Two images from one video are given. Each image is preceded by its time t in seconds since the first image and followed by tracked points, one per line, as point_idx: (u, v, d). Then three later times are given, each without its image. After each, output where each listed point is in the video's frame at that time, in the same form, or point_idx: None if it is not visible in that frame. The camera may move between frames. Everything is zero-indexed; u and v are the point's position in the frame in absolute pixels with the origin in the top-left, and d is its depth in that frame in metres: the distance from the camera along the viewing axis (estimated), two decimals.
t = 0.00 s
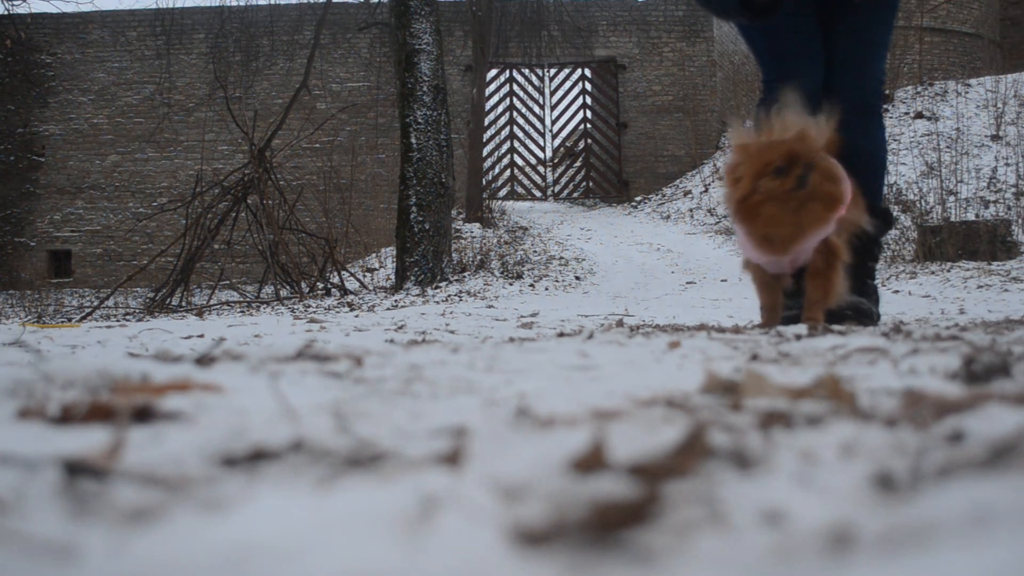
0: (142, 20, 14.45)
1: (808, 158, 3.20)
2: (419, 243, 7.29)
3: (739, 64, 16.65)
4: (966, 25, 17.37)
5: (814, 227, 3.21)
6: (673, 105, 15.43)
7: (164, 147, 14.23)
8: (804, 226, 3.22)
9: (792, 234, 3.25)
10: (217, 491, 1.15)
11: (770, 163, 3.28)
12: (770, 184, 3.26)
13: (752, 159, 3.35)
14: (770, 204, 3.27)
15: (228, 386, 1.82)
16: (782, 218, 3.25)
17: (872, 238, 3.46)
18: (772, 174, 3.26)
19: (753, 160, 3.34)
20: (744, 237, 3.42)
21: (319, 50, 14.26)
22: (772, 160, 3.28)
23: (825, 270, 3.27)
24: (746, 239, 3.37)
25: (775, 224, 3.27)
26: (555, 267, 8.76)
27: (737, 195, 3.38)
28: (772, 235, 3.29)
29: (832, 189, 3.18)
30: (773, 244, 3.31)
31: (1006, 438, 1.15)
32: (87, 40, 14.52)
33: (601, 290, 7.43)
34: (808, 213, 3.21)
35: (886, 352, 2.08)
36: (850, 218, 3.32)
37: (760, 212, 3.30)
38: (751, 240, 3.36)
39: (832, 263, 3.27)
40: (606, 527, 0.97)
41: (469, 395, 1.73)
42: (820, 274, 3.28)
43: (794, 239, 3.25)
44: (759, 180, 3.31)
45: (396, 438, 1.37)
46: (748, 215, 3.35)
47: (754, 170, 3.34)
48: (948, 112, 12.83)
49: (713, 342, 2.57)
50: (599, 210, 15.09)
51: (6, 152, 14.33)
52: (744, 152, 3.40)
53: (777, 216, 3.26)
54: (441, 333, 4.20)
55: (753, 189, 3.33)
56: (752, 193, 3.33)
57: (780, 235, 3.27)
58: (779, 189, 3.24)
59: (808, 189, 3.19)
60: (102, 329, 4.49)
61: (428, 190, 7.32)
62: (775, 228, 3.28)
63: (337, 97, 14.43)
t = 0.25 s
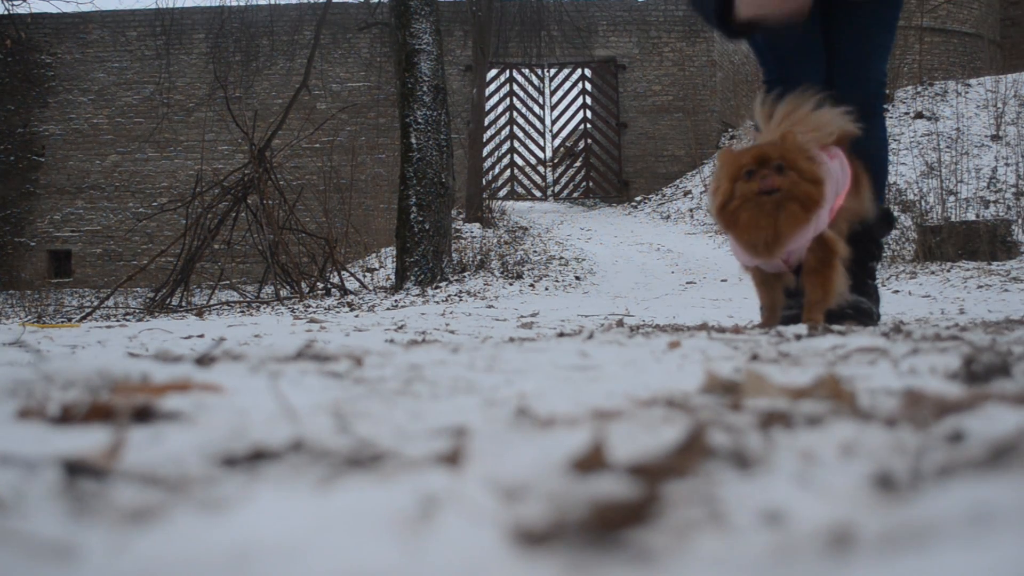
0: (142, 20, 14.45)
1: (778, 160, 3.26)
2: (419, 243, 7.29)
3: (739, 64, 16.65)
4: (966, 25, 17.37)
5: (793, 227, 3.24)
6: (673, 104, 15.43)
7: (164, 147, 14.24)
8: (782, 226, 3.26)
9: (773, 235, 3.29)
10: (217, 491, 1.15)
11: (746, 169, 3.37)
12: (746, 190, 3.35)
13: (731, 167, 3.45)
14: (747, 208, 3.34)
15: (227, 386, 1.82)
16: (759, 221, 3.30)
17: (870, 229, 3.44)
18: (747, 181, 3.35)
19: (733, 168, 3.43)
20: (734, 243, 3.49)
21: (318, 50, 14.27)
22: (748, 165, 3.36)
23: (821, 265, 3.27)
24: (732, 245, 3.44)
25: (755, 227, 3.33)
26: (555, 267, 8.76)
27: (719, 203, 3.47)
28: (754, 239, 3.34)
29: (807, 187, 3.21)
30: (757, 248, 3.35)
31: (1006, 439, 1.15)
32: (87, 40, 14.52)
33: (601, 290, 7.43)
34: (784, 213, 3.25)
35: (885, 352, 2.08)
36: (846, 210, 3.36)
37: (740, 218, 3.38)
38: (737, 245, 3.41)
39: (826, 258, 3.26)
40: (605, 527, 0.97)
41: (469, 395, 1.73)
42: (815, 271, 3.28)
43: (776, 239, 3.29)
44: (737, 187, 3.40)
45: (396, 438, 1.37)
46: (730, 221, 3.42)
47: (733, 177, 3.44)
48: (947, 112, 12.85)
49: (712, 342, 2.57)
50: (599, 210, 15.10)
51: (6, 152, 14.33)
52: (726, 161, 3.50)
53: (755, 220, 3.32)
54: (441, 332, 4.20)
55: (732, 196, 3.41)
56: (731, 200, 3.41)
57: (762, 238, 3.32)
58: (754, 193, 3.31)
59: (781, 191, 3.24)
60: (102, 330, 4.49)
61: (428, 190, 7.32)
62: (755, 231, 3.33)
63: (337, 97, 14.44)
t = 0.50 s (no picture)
0: (142, 20, 14.45)
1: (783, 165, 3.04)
2: (419, 243, 7.29)
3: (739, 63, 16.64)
4: (966, 25, 17.37)
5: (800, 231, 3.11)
6: (673, 104, 15.44)
7: (164, 147, 14.24)
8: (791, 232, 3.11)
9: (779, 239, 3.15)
10: (217, 491, 1.15)
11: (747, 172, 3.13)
12: (749, 195, 3.13)
13: (730, 167, 3.18)
14: (751, 214, 3.15)
15: (227, 386, 1.82)
16: (766, 228, 3.14)
17: (870, 231, 3.48)
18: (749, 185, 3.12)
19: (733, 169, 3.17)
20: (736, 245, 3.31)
21: (318, 50, 14.28)
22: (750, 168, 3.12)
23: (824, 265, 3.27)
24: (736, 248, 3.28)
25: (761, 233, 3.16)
26: (555, 267, 8.76)
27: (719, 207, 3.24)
28: (759, 243, 3.19)
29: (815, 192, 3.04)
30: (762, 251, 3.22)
31: (1006, 439, 1.15)
32: (87, 40, 14.53)
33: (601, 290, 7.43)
34: (792, 219, 3.10)
35: (886, 352, 2.08)
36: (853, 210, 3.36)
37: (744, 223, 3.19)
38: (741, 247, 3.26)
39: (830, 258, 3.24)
40: (606, 527, 0.97)
41: (469, 395, 1.73)
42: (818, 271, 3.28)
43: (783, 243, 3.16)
44: (738, 190, 3.16)
45: (395, 438, 1.37)
46: (732, 226, 3.23)
47: (733, 177, 3.18)
48: (947, 112, 12.86)
49: (713, 342, 2.57)
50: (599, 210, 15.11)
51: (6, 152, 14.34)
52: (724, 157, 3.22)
53: (761, 226, 3.15)
54: (441, 332, 4.20)
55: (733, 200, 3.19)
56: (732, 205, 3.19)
57: (768, 242, 3.18)
58: (758, 200, 3.11)
59: (786, 197, 3.06)
60: (102, 330, 4.49)
61: (428, 190, 7.32)
62: (761, 237, 3.17)
63: (337, 97, 14.45)
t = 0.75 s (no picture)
0: (142, 20, 14.46)
1: (812, 163, 3.20)
2: (419, 243, 7.29)
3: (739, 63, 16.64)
4: (966, 24, 17.36)
5: (821, 233, 3.25)
6: (673, 105, 15.44)
7: (164, 147, 14.23)
8: (814, 231, 3.24)
9: (801, 238, 3.28)
10: (217, 491, 1.15)
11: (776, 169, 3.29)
12: (777, 192, 3.28)
13: (760, 166, 3.34)
14: (779, 210, 3.30)
15: (227, 386, 1.82)
16: (790, 224, 3.28)
17: (871, 232, 3.50)
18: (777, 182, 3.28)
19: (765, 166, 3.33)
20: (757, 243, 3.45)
21: (318, 50, 14.28)
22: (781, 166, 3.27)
23: (832, 270, 3.30)
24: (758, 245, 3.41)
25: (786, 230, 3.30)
26: (555, 267, 8.76)
27: (748, 203, 3.40)
28: (783, 242, 3.32)
29: (838, 195, 3.20)
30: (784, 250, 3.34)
31: (1006, 438, 1.15)
32: (87, 40, 14.53)
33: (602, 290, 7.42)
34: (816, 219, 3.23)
35: (886, 352, 2.08)
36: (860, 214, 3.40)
37: (772, 219, 3.34)
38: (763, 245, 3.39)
39: (839, 263, 3.30)
40: (606, 527, 0.97)
41: (469, 395, 1.73)
42: (825, 274, 3.31)
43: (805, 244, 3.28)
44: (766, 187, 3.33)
45: (395, 438, 1.37)
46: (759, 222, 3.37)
47: (763, 177, 3.34)
48: (947, 112, 12.87)
49: (713, 342, 2.57)
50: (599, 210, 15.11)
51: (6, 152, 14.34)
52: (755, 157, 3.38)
53: (786, 223, 3.29)
54: (441, 332, 4.20)
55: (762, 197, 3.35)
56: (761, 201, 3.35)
57: (792, 241, 3.31)
58: (785, 197, 3.25)
59: (813, 196, 3.20)
60: (102, 330, 4.49)
61: (428, 190, 7.32)
62: (788, 234, 3.31)
63: (337, 97, 14.45)
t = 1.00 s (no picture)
0: (142, 20, 14.46)
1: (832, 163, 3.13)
2: (419, 243, 7.29)
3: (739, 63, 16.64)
4: (966, 24, 17.36)
5: (832, 234, 3.18)
6: (673, 105, 15.45)
7: (164, 147, 14.23)
8: (825, 230, 3.18)
9: (811, 235, 3.20)
10: (217, 491, 1.15)
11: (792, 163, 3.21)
12: (792, 187, 3.19)
13: (774, 160, 3.26)
14: (793, 205, 3.20)
15: (227, 386, 1.82)
16: (803, 220, 3.19)
17: (871, 233, 3.49)
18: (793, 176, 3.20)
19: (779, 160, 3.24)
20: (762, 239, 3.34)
21: (318, 50, 14.28)
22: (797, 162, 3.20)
23: (836, 273, 3.28)
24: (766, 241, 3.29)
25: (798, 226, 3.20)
26: (555, 267, 8.76)
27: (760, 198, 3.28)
28: (793, 240, 3.23)
29: (852, 197, 3.14)
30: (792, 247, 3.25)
31: (1005, 439, 1.15)
32: (87, 40, 14.52)
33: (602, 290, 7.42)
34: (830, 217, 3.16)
35: (886, 352, 2.08)
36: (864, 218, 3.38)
37: (783, 214, 3.23)
38: (771, 241, 3.28)
39: (842, 266, 3.28)
40: (605, 527, 0.97)
41: (469, 395, 1.73)
42: (828, 276, 3.29)
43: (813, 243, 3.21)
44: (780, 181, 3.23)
45: (395, 438, 1.37)
46: (770, 217, 3.25)
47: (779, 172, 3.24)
48: (947, 112, 12.87)
49: (713, 342, 2.57)
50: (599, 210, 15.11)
51: (6, 152, 14.34)
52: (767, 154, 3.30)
53: (800, 218, 3.19)
54: (441, 332, 4.20)
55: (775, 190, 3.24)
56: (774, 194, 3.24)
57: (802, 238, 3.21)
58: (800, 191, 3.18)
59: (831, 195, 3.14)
60: (102, 330, 4.49)
61: (428, 190, 7.32)
62: (798, 231, 3.21)
63: (337, 97, 14.45)
